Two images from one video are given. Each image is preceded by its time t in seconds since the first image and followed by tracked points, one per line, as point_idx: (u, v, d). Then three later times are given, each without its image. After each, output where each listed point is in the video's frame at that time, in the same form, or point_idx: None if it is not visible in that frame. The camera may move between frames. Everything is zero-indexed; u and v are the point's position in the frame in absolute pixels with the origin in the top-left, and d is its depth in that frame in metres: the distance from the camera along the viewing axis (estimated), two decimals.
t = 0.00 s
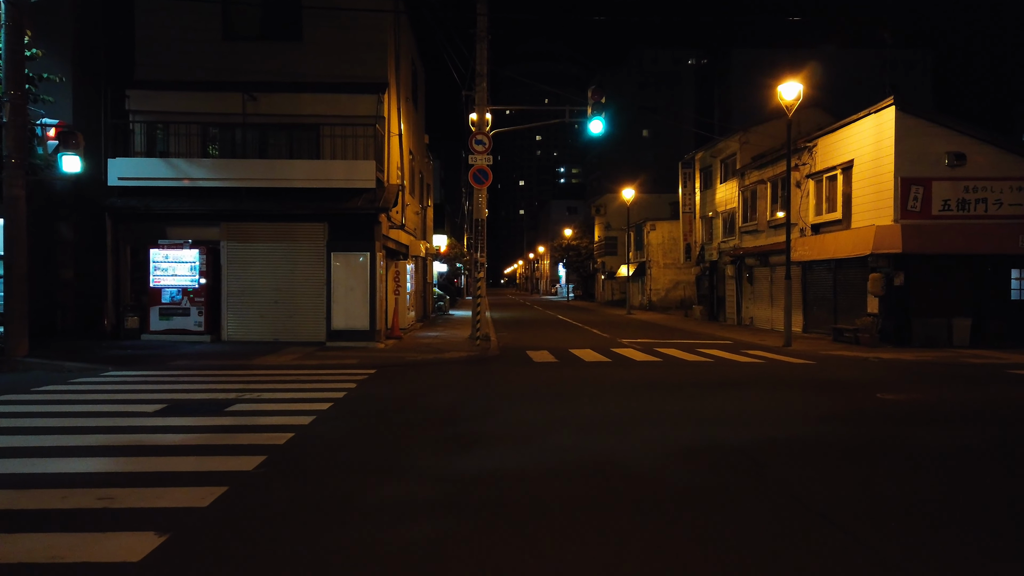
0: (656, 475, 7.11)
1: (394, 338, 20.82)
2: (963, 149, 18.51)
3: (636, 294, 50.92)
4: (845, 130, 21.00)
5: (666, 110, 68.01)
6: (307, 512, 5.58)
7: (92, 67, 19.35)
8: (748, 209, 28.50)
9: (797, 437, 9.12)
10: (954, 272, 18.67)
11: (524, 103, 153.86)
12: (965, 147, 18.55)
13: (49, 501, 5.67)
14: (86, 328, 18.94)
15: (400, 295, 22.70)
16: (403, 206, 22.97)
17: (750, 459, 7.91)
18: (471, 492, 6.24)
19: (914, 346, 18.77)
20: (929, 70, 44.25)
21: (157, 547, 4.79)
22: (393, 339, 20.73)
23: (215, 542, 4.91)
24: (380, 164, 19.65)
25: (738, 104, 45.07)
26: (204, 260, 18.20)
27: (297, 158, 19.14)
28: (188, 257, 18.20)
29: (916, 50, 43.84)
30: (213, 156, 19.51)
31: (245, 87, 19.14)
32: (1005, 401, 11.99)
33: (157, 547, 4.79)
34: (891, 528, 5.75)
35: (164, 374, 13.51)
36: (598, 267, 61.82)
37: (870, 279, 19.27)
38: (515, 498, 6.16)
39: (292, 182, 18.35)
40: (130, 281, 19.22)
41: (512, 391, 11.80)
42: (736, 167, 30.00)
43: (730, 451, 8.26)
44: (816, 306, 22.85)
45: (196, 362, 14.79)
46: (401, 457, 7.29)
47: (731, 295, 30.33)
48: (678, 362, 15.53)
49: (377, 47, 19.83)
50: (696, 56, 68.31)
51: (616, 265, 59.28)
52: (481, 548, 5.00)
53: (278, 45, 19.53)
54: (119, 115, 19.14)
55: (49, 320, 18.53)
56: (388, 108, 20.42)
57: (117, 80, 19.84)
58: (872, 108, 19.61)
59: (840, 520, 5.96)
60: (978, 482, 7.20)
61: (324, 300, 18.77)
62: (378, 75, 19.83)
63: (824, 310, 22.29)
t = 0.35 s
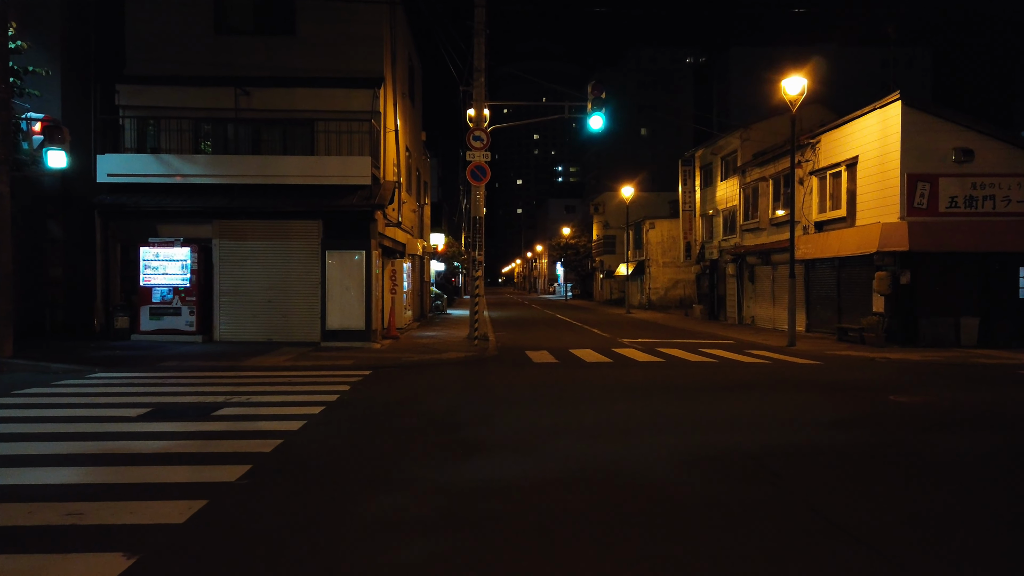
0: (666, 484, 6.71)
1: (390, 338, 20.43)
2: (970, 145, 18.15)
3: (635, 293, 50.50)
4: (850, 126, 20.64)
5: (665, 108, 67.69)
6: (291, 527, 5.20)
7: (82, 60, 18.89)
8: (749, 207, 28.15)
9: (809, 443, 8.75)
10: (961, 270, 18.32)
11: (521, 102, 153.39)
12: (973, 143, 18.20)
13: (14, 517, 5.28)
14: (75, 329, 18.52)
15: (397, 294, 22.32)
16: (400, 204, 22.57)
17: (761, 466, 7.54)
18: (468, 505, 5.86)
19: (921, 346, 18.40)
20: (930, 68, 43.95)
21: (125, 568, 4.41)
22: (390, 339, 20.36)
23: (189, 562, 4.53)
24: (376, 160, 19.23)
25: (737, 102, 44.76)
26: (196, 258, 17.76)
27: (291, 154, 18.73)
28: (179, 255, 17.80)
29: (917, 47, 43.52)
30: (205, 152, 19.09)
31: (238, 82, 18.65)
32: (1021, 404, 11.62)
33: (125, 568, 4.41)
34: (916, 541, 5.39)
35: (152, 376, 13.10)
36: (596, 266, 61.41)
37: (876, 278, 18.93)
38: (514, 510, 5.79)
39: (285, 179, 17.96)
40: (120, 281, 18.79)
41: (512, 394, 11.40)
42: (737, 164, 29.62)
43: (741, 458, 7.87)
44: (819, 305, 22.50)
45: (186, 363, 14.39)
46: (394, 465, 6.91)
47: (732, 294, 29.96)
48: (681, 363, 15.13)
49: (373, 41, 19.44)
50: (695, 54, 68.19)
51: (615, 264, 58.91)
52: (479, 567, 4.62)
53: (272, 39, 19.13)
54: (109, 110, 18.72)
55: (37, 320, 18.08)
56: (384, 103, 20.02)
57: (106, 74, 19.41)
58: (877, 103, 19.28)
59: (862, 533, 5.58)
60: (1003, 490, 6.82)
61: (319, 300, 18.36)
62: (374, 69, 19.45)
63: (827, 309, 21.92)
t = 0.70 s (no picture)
0: (685, 503, 6.27)
1: (388, 340, 20.00)
2: (981, 144, 17.77)
3: (635, 293, 50.06)
4: (858, 124, 20.24)
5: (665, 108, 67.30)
6: (278, 557, 4.76)
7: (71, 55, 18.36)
8: (752, 206, 27.74)
9: (827, 455, 8.33)
10: (972, 272, 17.93)
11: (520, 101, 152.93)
12: (984, 142, 17.85)
13: None
14: (66, 331, 18.05)
15: (394, 295, 21.90)
16: (398, 203, 22.12)
17: (781, 482, 7.12)
18: (472, 529, 5.42)
19: (931, 349, 18.00)
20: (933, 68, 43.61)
21: None
22: (387, 341, 19.95)
23: None
24: (373, 158, 18.79)
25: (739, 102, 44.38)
26: (188, 259, 17.31)
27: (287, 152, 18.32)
28: (171, 256, 17.37)
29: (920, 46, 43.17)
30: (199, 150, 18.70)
31: (231, 78, 18.49)
32: None
33: None
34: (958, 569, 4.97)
35: (140, 381, 12.63)
36: (596, 266, 60.98)
37: (885, 280, 18.48)
38: (522, 535, 5.36)
39: (280, 178, 17.53)
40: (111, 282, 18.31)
41: (514, 402, 10.93)
42: (740, 163, 29.22)
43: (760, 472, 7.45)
44: (825, 307, 22.07)
45: (177, 368, 13.94)
46: (391, 483, 6.47)
47: (735, 295, 29.55)
48: (687, 368, 14.67)
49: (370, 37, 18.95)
50: (695, 54, 67.89)
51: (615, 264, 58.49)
52: None
53: (266, 34, 18.66)
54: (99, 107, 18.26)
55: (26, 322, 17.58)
56: (382, 100, 19.57)
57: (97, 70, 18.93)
58: (886, 100, 18.86)
59: (898, 559, 5.16)
60: None
61: (314, 301, 17.93)
62: (371, 65, 18.97)
63: (834, 311, 21.49)
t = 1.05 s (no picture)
0: (694, 516, 5.85)
1: (385, 340, 19.55)
2: (992, 139, 17.36)
3: (636, 293, 49.61)
4: (865, 119, 19.79)
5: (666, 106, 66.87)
6: None
7: (61, 48, 17.92)
8: (756, 204, 27.30)
9: (844, 461, 7.91)
10: (984, 270, 17.49)
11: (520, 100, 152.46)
12: (995, 137, 17.44)
13: None
14: (54, 332, 17.59)
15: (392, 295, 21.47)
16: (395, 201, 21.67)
17: (798, 491, 6.69)
18: (468, 546, 5.00)
19: (942, 350, 17.55)
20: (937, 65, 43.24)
21: None
22: (385, 341, 19.50)
23: None
24: (369, 154, 18.35)
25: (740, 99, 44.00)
26: (179, 257, 16.90)
27: (280, 148, 17.87)
28: (161, 254, 16.93)
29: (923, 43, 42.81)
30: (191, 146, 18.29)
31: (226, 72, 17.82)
32: None
33: None
34: None
35: (126, 383, 12.18)
36: (596, 265, 60.54)
37: (894, 278, 18.01)
38: (523, 552, 4.93)
39: (274, 174, 17.12)
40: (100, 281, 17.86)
41: (512, 406, 10.50)
42: (743, 161, 28.76)
43: (772, 481, 7.02)
44: (831, 306, 21.63)
45: (165, 369, 13.49)
46: (381, 495, 6.03)
47: (738, 295, 29.11)
48: (692, 370, 14.24)
49: (367, 30, 18.50)
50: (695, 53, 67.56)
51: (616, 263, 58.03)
52: None
53: (260, 27, 18.24)
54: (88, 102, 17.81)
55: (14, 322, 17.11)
56: (378, 94, 19.12)
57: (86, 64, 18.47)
58: (895, 95, 18.43)
59: None
60: None
61: (309, 300, 17.49)
62: (367, 59, 18.52)
63: (841, 310, 21.03)
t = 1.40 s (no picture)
0: (707, 539, 5.42)
1: (382, 342, 19.12)
2: (1004, 136, 16.95)
3: (636, 293, 49.18)
4: (873, 116, 19.36)
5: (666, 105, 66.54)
6: None
7: (50, 44, 17.48)
8: (759, 203, 26.87)
9: (862, 475, 7.48)
10: (995, 271, 17.09)
11: (519, 100, 152.03)
12: (1006, 134, 17.01)
13: None
14: (43, 334, 17.16)
15: (389, 296, 21.04)
16: (392, 200, 21.22)
17: (817, 509, 6.27)
18: None
19: (952, 352, 17.12)
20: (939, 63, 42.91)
21: None
22: (381, 343, 19.06)
23: None
24: (365, 153, 17.91)
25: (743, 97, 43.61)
26: (170, 257, 16.47)
27: (274, 146, 17.44)
28: (151, 255, 16.47)
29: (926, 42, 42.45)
30: (183, 144, 17.87)
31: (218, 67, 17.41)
32: None
33: None
34: None
35: (111, 388, 11.74)
36: (597, 265, 60.08)
37: (902, 279, 17.59)
38: None
39: (267, 172, 16.69)
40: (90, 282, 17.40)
41: (512, 414, 10.06)
42: (746, 159, 28.32)
43: (789, 500, 6.57)
44: (837, 307, 21.19)
45: (154, 374, 13.05)
46: (370, 518, 5.61)
47: (741, 295, 28.68)
48: (697, 374, 13.78)
49: (362, 25, 18.05)
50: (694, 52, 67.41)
51: (616, 263, 57.60)
52: None
53: (253, 22, 17.79)
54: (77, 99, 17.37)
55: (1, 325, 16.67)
56: (375, 91, 18.69)
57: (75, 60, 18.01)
58: (904, 91, 18.00)
59: None
60: None
61: (304, 303, 17.05)
62: (363, 55, 18.07)
63: (847, 312, 20.58)
